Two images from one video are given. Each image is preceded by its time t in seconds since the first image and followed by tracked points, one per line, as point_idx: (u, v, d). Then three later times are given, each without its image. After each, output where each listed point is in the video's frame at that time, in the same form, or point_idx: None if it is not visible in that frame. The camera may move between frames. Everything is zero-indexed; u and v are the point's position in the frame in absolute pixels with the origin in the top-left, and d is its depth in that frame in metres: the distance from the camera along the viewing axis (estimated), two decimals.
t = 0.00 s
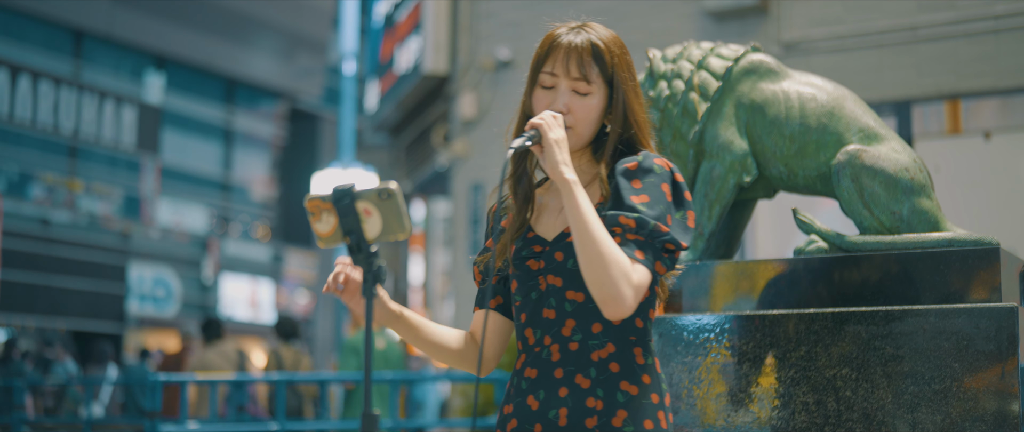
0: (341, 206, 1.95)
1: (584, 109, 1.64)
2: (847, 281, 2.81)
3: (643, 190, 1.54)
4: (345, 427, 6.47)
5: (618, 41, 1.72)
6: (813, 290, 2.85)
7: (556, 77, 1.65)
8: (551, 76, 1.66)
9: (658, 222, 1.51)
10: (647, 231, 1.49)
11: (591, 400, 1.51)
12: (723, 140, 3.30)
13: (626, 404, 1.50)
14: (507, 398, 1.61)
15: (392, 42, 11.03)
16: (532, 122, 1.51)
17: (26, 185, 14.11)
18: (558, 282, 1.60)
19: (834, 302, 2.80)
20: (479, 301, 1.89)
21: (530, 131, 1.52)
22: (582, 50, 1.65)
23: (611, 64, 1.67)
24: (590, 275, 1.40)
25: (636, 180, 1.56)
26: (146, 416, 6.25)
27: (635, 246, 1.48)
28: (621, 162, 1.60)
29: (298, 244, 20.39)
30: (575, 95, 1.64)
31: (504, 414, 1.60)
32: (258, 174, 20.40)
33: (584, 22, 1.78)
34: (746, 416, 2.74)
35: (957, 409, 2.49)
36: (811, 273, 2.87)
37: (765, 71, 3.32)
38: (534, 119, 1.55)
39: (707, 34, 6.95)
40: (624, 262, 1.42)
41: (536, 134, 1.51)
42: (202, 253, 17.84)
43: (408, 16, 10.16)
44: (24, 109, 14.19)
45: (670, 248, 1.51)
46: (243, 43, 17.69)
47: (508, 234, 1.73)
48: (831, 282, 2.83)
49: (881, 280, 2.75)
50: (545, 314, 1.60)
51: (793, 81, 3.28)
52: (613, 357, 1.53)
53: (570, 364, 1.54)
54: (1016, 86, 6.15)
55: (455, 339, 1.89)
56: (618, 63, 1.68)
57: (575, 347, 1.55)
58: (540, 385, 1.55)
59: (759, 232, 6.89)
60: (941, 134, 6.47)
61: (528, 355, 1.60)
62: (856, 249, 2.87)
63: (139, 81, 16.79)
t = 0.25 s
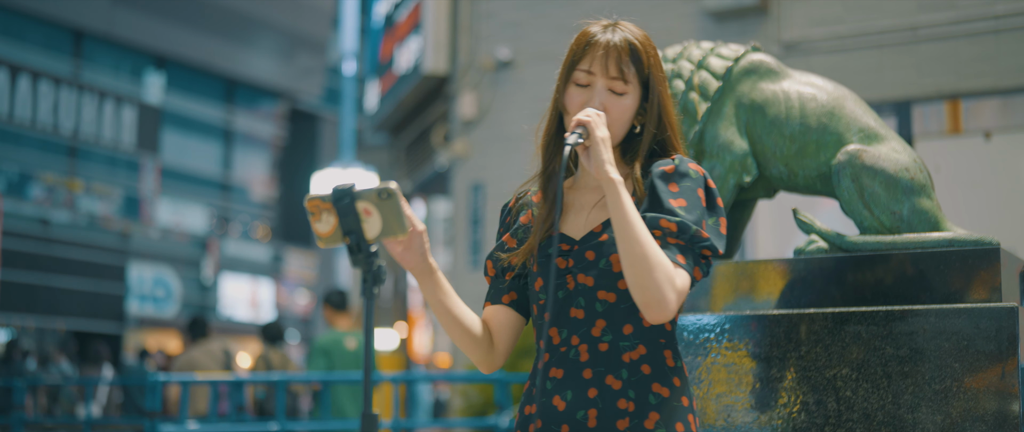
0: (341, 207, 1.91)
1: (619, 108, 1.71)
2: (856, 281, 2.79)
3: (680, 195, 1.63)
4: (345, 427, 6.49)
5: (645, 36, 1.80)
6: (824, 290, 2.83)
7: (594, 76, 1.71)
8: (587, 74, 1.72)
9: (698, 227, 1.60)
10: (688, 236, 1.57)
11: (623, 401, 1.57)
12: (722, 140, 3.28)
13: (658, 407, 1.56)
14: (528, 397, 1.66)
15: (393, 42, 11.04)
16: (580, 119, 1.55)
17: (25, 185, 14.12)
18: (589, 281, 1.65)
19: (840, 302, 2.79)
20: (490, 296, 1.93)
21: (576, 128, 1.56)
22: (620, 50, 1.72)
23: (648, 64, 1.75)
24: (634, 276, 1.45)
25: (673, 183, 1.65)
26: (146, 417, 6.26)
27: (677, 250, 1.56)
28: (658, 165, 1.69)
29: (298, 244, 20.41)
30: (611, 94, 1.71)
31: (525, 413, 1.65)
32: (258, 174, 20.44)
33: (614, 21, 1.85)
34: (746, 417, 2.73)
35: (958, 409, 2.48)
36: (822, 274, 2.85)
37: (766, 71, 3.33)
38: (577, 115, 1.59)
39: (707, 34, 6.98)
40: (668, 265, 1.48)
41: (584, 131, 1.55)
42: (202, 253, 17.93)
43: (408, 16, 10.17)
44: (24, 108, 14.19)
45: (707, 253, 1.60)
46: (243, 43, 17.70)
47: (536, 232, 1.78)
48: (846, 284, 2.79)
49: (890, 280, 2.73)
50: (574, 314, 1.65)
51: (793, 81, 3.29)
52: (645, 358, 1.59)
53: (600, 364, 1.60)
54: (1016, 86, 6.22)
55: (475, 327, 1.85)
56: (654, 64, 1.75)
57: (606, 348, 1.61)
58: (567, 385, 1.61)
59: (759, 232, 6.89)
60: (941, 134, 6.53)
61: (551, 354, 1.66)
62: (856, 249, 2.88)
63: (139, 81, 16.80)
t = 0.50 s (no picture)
0: (341, 205, 2.67)
1: (645, 107, 1.77)
2: (867, 280, 2.78)
3: (703, 202, 1.72)
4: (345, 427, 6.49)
5: (668, 32, 1.86)
6: (837, 291, 2.81)
7: (621, 74, 1.77)
8: (614, 72, 1.78)
9: (718, 238, 1.68)
10: (711, 247, 1.65)
11: (637, 405, 1.63)
12: (722, 140, 3.29)
13: (673, 411, 1.63)
14: (539, 396, 1.71)
15: (393, 42, 11.03)
16: (614, 123, 1.62)
17: (26, 185, 14.12)
18: (607, 283, 1.71)
19: (849, 301, 2.78)
20: (507, 292, 1.94)
21: (611, 131, 1.63)
22: (648, 49, 1.78)
23: (674, 64, 1.81)
24: (658, 291, 1.55)
25: (696, 190, 1.74)
26: (146, 417, 6.26)
27: (699, 260, 1.65)
28: (680, 171, 1.78)
29: (298, 244, 20.41)
30: (637, 93, 1.77)
31: (536, 413, 1.70)
32: (259, 174, 20.45)
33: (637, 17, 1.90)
34: (746, 417, 2.74)
35: (958, 409, 2.49)
36: (836, 272, 2.83)
37: (765, 71, 3.33)
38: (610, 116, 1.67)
39: (707, 34, 6.99)
40: (691, 277, 1.57)
41: (619, 136, 1.62)
42: (202, 253, 17.89)
43: (408, 16, 10.17)
44: (24, 108, 14.20)
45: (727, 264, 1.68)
46: (243, 43, 17.69)
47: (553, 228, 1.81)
48: (856, 283, 2.78)
49: (900, 281, 2.72)
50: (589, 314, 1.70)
51: (793, 81, 3.28)
52: (660, 362, 1.66)
53: (615, 367, 1.66)
54: (1016, 86, 6.22)
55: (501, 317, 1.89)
56: (678, 64, 1.82)
57: (621, 351, 1.67)
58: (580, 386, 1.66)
59: (759, 233, 6.88)
60: (941, 134, 6.53)
61: (564, 354, 1.71)
62: (856, 249, 2.88)
63: (139, 81, 16.80)
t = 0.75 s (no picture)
0: (341, 205, 2.66)
1: (657, 107, 1.78)
2: (871, 281, 2.77)
3: (707, 213, 1.71)
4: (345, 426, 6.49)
5: (681, 31, 1.86)
6: (840, 291, 2.80)
7: (634, 73, 1.78)
8: (626, 71, 1.79)
9: (717, 252, 1.67)
10: (710, 262, 1.65)
11: (635, 411, 1.64)
12: (723, 140, 3.30)
13: (669, 417, 1.65)
14: (534, 393, 1.73)
15: (393, 42, 11.03)
16: (628, 131, 1.61)
17: (25, 185, 14.11)
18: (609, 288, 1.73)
19: (851, 301, 2.78)
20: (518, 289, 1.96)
21: (623, 140, 1.63)
22: (662, 50, 1.78)
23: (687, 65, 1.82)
24: (653, 303, 1.58)
25: (703, 201, 1.73)
26: (146, 417, 6.26)
27: (696, 276, 1.65)
28: (688, 179, 1.76)
29: (298, 244, 20.43)
30: (649, 93, 1.78)
31: (532, 410, 1.71)
32: (259, 174, 20.46)
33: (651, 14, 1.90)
34: (746, 417, 2.74)
35: (958, 409, 2.48)
36: (843, 269, 2.82)
37: (765, 71, 3.32)
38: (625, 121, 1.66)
39: (708, 34, 6.99)
40: (687, 294, 1.59)
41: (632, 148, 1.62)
42: (202, 253, 17.87)
43: (408, 15, 10.17)
44: (24, 108, 14.19)
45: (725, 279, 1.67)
46: (243, 43, 17.68)
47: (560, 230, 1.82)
48: (859, 283, 2.78)
49: (905, 284, 2.71)
50: (589, 316, 1.73)
51: (793, 81, 3.28)
52: (658, 368, 1.68)
53: (613, 371, 1.68)
54: (1016, 86, 6.25)
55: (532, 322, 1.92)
56: (692, 64, 1.83)
57: (619, 355, 1.69)
58: (578, 388, 1.68)
59: (758, 234, 6.88)
60: (941, 134, 6.55)
61: (561, 354, 1.73)
62: (857, 249, 2.88)
63: (139, 81, 16.79)
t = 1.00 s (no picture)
0: (341, 205, 2.66)
1: (658, 112, 1.69)
2: (871, 280, 2.77)
3: (699, 222, 1.65)
4: (345, 427, 6.50)
5: (681, 31, 1.77)
6: (838, 287, 2.81)
7: (637, 77, 1.68)
8: (629, 74, 1.69)
9: (706, 262, 1.60)
10: (698, 272, 1.58)
11: (621, 414, 1.56)
12: (723, 140, 3.29)
13: (656, 420, 1.56)
14: (521, 392, 1.65)
15: (393, 42, 11.03)
16: (622, 141, 1.52)
17: (25, 185, 14.11)
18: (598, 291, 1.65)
19: (848, 298, 2.79)
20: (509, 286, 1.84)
21: (618, 149, 1.53)
22: (665, 53, 1.69)
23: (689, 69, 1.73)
24: (638, 315, 1.53)
25: (696, 209, 1.66)
26: (146, 417, 6.26)
27: (683, 284, 1.59)
28: (681, 186, 1.70)
29: (298, 244, 20.45)
30: (652, 97, 1.68)
31: (519, 409, 1.64)
32: (258, 174, 20.47)
33: (652, 14, 1.80)
34: (747, 417, 2.73)
35: (958, 409, 2.49)
36: (843, 266, 2.83)
37: (765, 71, 3.32)
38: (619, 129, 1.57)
39: (708, 34, 6.98)
40: (673, 303, 1.54)
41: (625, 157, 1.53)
42: (202, 253, 17.89)
43: (407, 16, 10.16)
44: (24, 108, 14.18)
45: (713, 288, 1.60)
46: (244, 43, 17.68)
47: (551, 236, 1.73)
48: (856, 281, 2.79)
49: (904, 283, 2.71)
50: (576, 318, 1.65)
51: (792, 81, 3.28)
52: (645, 372, 1.59)
53: (600, 375, 1.59)
54: (1015, 86, 6.25)
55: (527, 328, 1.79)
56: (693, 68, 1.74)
57: (607, 359, 1.60)
58: (564, 389, 1.60)
59: (758, 234, 6.87)
60: (941, 134, 6.55)
61: (548, 354, 1.65)
62: (856, 249, 2.88)
63: (139, 81, 16.78)
